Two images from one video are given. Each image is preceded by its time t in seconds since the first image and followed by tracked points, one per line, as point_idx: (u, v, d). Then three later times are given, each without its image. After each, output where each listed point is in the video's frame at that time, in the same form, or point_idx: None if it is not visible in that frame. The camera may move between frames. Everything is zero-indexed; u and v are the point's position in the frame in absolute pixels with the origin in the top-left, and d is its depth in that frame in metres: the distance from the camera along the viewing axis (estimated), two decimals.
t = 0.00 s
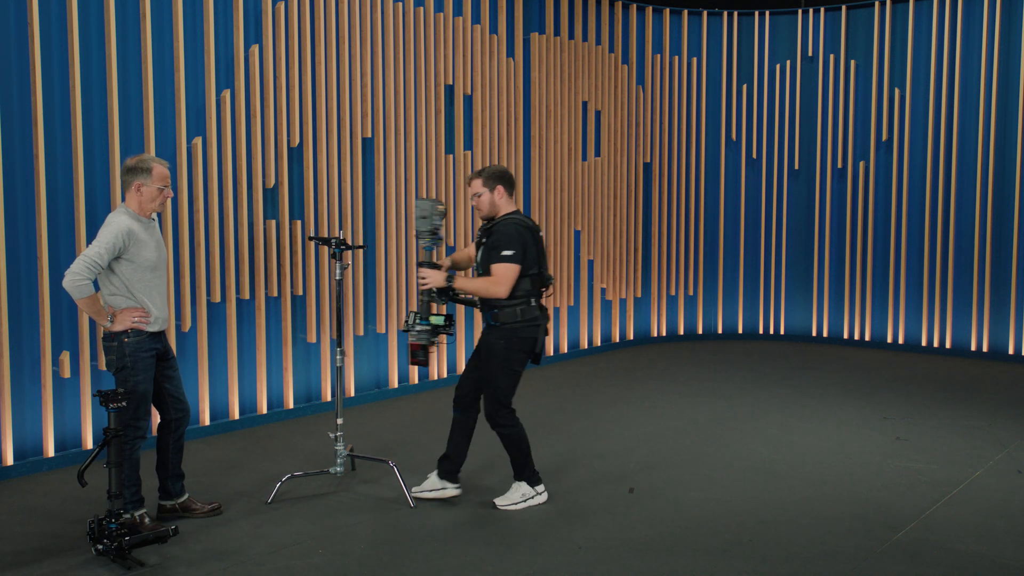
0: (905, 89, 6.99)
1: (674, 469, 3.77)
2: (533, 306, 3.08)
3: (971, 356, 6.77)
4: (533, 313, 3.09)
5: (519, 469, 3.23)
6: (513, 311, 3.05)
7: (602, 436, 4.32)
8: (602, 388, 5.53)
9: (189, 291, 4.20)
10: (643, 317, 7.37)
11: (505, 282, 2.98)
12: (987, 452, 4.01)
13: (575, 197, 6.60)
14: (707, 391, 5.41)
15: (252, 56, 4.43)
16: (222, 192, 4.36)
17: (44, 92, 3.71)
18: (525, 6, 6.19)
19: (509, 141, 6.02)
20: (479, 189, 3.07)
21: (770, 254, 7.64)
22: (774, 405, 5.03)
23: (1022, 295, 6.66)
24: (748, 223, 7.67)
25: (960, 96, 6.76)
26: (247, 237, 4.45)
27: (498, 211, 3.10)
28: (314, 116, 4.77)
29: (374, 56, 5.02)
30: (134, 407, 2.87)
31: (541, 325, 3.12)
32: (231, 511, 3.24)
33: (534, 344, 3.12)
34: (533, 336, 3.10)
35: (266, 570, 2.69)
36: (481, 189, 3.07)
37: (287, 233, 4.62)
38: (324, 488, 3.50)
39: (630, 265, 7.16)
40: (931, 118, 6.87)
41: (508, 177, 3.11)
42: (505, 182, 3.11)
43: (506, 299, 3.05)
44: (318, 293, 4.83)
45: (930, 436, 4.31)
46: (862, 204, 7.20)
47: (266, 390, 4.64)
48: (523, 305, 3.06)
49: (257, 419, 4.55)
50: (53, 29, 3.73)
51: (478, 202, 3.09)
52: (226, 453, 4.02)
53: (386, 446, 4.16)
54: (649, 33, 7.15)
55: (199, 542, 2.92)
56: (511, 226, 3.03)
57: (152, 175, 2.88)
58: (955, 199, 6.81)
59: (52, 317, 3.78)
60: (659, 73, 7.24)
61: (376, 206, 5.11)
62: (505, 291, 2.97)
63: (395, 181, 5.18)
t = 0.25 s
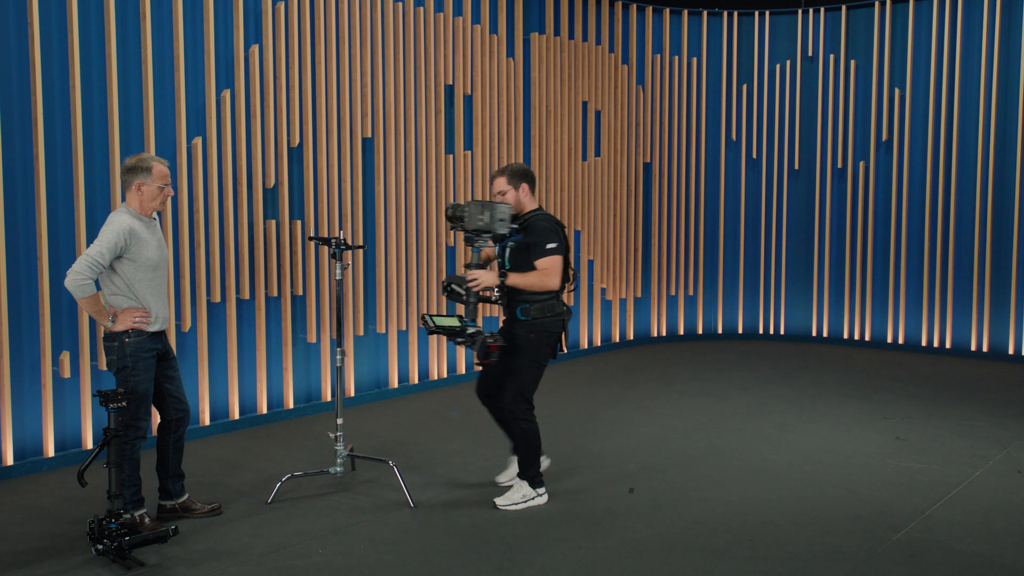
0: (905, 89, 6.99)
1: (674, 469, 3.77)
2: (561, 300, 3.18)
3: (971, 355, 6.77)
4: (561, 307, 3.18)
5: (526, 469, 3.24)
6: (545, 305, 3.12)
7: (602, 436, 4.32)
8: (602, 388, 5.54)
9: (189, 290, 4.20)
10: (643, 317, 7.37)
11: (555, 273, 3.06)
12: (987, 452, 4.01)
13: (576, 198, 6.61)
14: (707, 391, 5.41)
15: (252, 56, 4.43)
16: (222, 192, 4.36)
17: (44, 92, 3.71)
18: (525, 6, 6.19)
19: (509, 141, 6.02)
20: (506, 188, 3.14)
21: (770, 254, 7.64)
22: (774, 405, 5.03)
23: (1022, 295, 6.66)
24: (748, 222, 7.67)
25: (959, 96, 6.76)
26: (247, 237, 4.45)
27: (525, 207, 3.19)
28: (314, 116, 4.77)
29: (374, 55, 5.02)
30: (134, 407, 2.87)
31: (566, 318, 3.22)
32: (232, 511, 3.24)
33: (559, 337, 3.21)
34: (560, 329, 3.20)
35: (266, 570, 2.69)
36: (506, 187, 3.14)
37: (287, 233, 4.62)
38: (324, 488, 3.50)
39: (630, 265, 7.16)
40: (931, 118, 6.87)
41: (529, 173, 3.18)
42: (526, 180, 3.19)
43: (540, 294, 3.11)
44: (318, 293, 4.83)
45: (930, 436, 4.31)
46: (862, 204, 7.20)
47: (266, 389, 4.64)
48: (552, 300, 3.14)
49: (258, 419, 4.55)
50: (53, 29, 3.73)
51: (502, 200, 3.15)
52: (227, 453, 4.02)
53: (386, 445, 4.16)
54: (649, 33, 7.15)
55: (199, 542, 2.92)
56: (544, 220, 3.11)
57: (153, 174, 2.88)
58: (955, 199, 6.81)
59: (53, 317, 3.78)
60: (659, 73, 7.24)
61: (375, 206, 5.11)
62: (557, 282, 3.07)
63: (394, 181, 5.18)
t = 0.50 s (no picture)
0: (905, 88, 6.99)
1: (675, 469, 3.77)
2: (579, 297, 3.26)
3: (971, 355, 6.77)
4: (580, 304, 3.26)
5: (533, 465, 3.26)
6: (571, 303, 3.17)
7: (603, 436, 4.32)
8: (602, 388, 5.53)
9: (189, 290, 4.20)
10: (643, 317, 7.37)
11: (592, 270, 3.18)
12: (988, 452, 4.01)
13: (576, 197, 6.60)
14: (707, 391, 5.41)
15: (252, 56, 4.43)
16: (222, 192, 4.36)
17: (45, 91, 3.72)
18: (525, 6, 6.19)
19: (509, 141, 6.02)
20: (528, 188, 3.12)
21: (770, 254, 7.64)
22: (774, 405, 5.02)
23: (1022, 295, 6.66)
24: (748, 222, 7.67)
25: (959, 96, 6.75)
26: (247, 237, 4.45)
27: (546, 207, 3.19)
28: (314, 117, 4.77)
29: (374, 55, 5.02)
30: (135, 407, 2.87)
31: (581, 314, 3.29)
32: (232, 511, 3.24)
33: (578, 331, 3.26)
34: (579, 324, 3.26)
35: (266, 570, 2.69)
36: (527, 188, 3.13)
37: (288, 233, 4.62)
38: (324, 488, 3.50)
39: (630, 265, 7.15)
40: (931, 118, 6.87)
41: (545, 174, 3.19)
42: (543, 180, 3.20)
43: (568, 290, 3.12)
44: (319, 293, 4.83)
45: (930, 436, 4.31)
46: (862, 204, 7.20)
47: (266, 389, 4.64)
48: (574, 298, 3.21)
49: (258, 419, 4.55)
50: (53, 29, 3.74)
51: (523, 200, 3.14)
52: (227, 453, 4.02)
53: (386, 446, 4.16)
54: (649, 33, 7.15)
55: (199, 542, 2.92)
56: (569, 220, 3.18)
57: (153, 174, 2.88)
58: (955, 199, 6.81)
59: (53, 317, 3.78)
60: (659, 72, 7.24)
61: (375, 205, 5.11)
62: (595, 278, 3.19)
63: (394, 181, 5.18)
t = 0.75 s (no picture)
0: (905, 88, 6.99)
1: (675, 469, 3.77)
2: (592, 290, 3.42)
3: (971, 355, 6.77)
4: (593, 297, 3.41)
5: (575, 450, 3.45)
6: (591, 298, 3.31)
7: (603, 437, 4.32)
8: (602, 388, 5.53)
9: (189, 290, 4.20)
10: (643, 317, 7.36)
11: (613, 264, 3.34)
12: (988, 452, 4.01)
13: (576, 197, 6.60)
14: (707, 391, 5.41)
15: (252, 56, 4.43)
16: (222, 192, 4.36)
17: (45, 91, 3.71)
18: (525, 6, 6.19)
19: (509, 141, 6.02)
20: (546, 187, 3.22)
21: (770, 255, 7.64)
22: (774, 405, 5.03)
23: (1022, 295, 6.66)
24: (748, 222, 7.66)
25: (960, 97, 6.75)
26: (247, 237, 4.45)
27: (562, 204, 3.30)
28: (314, 117, 4.77)
29: (374, 56, 5.02)
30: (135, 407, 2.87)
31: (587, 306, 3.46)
32: (232, 511, 3.24)
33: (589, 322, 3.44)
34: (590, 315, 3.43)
35: (266, 570, 2.69)
36: (545, 187, 3.23)
37: (287, 233, 4.62)
38: (324, 488, 3.49)
39: (630, 265, 7.15)
40: (931, 118, 6.87)
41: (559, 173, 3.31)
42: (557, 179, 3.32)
43: (587, 285, 3.29)
44: (318, 293, 4.83)
45: (930, 436, 4.31)
46: (862, 204, 7.20)
47: (266, 389, 4.64)
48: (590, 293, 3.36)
49: (258, 419, 4.55)
50: (53, 29, 3.73)
51: (541, 199, 3.24)
52: (227, 453, 4.02)
53: (386, 446, 4.16)
54: (649, 33, 7.15)
55: (198, 542, 2.92)
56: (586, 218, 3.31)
57: (152, 173, 2.88)
58: (955, 199, 6.81)
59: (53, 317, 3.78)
60: (659, 72, 7.24)
61: (375, 206, 5.11)
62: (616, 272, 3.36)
63: (394, 182, 5.18)
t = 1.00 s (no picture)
0: (905, 88, 6.99)
1: (675, 469, 3.77)
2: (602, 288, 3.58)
3: (971, 355, 6.77)
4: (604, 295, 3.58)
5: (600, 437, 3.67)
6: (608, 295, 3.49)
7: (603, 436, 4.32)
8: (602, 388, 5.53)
9: (189, 290, 4.20)
10: (643, 317, 7.36)
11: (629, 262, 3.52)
12: (987, 452, 4.01)
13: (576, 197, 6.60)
14: (707, 391, 5.41)
15: (252, 56, 4.43)
16: (222, 193, 4.36)
17: (45, 91, 3.72)
18: (525, 6, 6.19)
19: (509, 141, 6.02)
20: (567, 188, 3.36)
21: (770, 255, 7.64)
22: (774, 405, 5.03)
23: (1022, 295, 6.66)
24: (748, 222, 7.66)
25: (960, 97, 6.75)
26: (247, 237, 4.45)
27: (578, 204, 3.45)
28: (314, 116, 4.77)
29: (374, 56, 5.02)
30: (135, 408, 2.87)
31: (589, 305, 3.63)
32: (231, 511, 3.24)
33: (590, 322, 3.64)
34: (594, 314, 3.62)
35: (266, 570, 2.69)
36: (566, 187, 3.37)
37: (287, 233, 4.62)
38: (324, 488, 3.49)
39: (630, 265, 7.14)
40: (931, 118, 6.87)
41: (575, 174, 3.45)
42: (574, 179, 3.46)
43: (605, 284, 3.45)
44: (318, 293, 4.83)
45: (930, 436, 4.31)
46: (862, 204, 7.21)
47: (266, 390, 4.64)
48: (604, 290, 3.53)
49: (258, 419, 4.55)
50: (53, 29, 3.74)
51: (562, 198, 3.38)
52: (227, 453, 4.02)
53: (386, 446, 4.16)
54: (649, 32, 7.15)
55: (199, 541, 2.92)
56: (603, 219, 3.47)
57: (152, 174, 2.88)
58: (955, 199, 6.80)
59: (53, 317, 3.78)
60: (659, 72, 7.24)
61: (375, 205, 5.11)
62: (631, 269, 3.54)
63: (394, 182, 5.18)
